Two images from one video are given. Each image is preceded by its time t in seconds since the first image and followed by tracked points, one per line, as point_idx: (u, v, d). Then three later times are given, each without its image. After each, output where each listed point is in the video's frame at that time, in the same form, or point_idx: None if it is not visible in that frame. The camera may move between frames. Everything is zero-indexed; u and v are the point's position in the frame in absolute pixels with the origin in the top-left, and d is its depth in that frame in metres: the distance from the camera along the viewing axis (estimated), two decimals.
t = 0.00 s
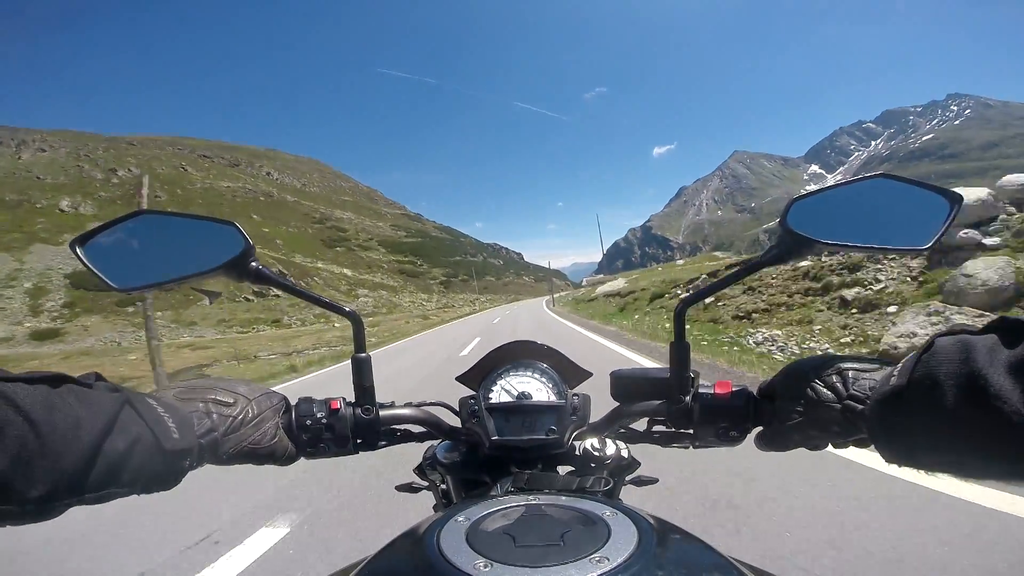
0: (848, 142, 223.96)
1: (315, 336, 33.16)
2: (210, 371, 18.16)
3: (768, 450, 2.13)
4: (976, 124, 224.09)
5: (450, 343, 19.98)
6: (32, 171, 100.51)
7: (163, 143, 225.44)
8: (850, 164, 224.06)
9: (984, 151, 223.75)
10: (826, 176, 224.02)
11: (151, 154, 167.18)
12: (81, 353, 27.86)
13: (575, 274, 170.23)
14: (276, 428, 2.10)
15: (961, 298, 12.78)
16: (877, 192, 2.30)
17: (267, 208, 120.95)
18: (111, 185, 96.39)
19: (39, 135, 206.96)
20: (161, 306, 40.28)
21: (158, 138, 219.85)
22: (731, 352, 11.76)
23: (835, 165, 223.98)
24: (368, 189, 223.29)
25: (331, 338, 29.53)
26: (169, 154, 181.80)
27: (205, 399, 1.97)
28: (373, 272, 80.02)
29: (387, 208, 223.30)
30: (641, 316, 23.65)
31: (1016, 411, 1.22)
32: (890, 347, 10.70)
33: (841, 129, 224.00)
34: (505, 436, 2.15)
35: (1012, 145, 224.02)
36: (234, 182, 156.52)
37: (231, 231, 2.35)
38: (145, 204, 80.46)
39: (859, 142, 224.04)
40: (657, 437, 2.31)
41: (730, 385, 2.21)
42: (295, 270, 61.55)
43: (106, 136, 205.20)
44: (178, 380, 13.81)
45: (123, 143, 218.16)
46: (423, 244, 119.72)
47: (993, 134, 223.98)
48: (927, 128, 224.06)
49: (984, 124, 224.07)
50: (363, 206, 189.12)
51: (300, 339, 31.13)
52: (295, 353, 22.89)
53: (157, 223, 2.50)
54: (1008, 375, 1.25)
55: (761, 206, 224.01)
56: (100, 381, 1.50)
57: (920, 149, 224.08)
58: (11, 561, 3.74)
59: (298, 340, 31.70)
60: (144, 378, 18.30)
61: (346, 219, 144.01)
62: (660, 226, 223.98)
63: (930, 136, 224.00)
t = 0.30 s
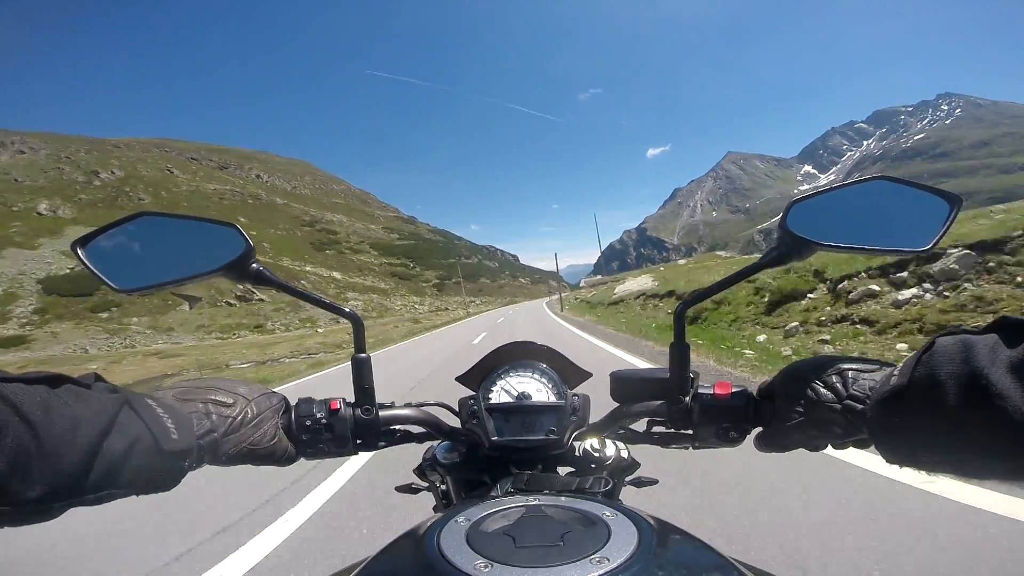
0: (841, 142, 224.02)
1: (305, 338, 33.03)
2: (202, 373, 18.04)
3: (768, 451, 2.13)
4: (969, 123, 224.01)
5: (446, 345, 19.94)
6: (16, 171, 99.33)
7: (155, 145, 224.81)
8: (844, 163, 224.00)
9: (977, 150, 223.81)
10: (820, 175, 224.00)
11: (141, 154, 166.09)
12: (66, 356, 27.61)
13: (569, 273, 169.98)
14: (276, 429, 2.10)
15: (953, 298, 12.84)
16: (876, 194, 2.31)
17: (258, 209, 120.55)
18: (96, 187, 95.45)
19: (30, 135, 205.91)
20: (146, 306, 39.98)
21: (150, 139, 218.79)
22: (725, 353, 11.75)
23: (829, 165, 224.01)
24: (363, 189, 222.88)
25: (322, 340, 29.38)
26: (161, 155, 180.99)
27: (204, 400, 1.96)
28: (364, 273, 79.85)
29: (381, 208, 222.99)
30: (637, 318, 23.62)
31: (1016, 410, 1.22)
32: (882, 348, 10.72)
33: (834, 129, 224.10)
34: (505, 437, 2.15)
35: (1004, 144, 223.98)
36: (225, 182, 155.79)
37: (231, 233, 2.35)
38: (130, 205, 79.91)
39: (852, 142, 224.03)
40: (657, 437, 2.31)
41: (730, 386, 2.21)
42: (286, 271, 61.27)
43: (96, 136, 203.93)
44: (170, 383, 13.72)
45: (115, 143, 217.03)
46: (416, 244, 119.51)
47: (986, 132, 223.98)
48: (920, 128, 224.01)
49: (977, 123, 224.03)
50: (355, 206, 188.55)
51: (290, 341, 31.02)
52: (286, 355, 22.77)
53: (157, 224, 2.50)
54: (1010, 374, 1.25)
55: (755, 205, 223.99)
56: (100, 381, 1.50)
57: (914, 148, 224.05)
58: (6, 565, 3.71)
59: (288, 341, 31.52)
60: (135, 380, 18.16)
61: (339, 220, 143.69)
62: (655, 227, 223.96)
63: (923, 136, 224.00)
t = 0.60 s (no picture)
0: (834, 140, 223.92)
1: (294, 338, 32.88)
2: (193, 373, 17.94)
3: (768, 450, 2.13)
4: (961, 120, 223.95)
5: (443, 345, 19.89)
6: None
7: (148, 144, 223.95)
8: (837, 160, 223.98)
9: (970, 147, 223.85)
10: (814, 173, 223.98)
11: (130, 153, 165.03)
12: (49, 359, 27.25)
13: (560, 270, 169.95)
14: (277, 428, 2.10)
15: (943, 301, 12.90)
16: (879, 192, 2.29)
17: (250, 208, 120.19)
18: (79, 185, 94.55)
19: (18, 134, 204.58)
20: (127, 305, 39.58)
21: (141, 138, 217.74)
22: (717, 354, 11.75)
23: (822, 163, 223.99)
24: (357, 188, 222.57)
25: (311, 341, 29.25)
26: (151, 153, 180.11)
27: (205, 399, 1.96)
28: (354, 273, 79.82)
29: (375, 207, 222.68)
30: (632, 318, 23.62)
31: (1016, 412, 1.23)
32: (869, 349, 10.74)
33: (827, 128, 224.06)
34: (506, 436, 2.14)
35: (997, 140, 223.98)
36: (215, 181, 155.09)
37: (232, 232, 2.34)
38: (114, 203, 79.31)
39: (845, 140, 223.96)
40: (658, 436, 2.30)
41: (731, 386, 2.20)
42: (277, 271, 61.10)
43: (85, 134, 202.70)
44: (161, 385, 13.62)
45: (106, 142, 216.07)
46: (407, 242, 119.51)
47: (979, 128, 223.99)
48: (912, 125, 223.99)
49: (969, 119, 223.97)
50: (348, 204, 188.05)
51: (277, 341, 30.82)
52: (275, 355, 22.63)
53: (155, 223, 2.50)
54: (1012, 376, 1.25)
55: (749, 203, 223.99)
56: (101, 380, 1.50)
57: (907, 145, 224.01)
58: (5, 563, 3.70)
59: (275, 342, 31.36)
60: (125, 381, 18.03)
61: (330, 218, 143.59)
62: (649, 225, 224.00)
63: (916, 133, 223.99)
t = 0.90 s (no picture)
0: (827, 141, 224.01)
1: (283, 341, 32.64)
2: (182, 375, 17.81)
3: (767, 451, 2.14)
4: (954, 120, 223.99)
5: (436, 348, 19.82)
6: None
7: (141, 144, 223.20)
8: (830, 161, 224.00)
9: (963, 148, 223.95)
10: (808, 173, 223.97)
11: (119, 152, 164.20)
12: (35, 362, 26.92)
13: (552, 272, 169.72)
14: (276, 429, 2.10)
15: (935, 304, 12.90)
16: (877, 194, 2.30)
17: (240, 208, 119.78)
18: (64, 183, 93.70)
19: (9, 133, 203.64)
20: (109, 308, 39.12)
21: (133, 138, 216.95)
22: (710, 356, 11.75)
23: (815, 164, 224.05)
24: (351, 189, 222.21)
25: (300, 344, 29.04)
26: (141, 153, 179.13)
27: (205, 400, 1.97)
28: (344, 274, 79.53)
29: (369, 207, 222.38)
30: (626, 320, 23.60)
31: (1016, 413, 1.23)
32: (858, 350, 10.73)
33: (821, 129, 224.19)
34: (505, 437, 2.15)
35: (990, 141, 224.09)
36: (206, 181, 154.44)
37: (232, 234, 2.35)
38: (97, 203, 78.53)
39: (839, 141, 224.02)
40: (657, 437, 2.31)
41: (730, 387, 2.21)
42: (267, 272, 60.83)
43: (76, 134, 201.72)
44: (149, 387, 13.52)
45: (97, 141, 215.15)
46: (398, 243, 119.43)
47: (971, 130, 224.07)
48: (905, 125, 224.00)
49: (962, 120, 223.99)
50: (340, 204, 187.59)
51: (266, 345, 30.62)
52: (263, 359, 22.45)
53: (156, 225, 2.50)
54: (1011, 377, 1.26)
55: (744, 204, 223.99)
56: (101, 381, 1.50)
57: (900, 145, 224.02)
58: None
59: (262, 345, 31.12)
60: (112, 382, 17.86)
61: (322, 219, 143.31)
62: (644, 226, 224.00)
63: (909, 133, 224.03)
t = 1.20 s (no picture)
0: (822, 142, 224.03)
1: (268, 338, 32.32)
2: (173, 373, 17.69)
3: (767, 452, 2.14)
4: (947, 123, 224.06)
5: (430, 347, 19.76)
6: None
7: (135, 141, 222.25)
8: (825, 163, 224.04)
9: (956, 150, 223.89)
10: (802, 175, 223.97)
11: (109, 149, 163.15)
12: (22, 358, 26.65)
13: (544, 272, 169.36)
14: (276, 430, 2.10)
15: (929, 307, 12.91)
16: (879, 195, 2.30)
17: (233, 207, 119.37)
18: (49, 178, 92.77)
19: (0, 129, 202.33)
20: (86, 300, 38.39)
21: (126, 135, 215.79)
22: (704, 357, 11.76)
23: (810, 165, 224.04)
24: (346, 188, 221.71)
25: (288, 342, 28.80)
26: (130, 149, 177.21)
27: (205, 401, 1.96)
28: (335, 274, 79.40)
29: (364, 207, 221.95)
30: (620, 321, 23.61)
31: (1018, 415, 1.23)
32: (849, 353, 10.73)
33: (816, 130, 224.20)
34: (505, 437, 2.15)
35: (984, 143, 224.35)
36: (198, 179, 153.63)
37: (232, 233, 2.34)
38: (76, 198, 77.39)
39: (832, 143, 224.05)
40: (657, 439, 2.31)
41: (730, 388, 2.21)
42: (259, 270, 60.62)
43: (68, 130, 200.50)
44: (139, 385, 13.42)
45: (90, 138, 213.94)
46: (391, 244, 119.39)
47: (966, 131, 224.11)
48: (899, 127, 224.01)
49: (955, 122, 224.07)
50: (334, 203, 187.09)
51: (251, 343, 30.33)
52: (250, 357, 22.22)
53: (155, 225, 2.49)
54: (1013, 378, 1.26)
55: (738, 205, 224.02)
56: (100, 382, 1.50)
57: (894, 147, 224.03)
58: None
59: (247, 342, 30.82)
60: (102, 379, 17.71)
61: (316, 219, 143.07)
62: (639, 227, 224.02)
63: (903, 135, 224.00)
